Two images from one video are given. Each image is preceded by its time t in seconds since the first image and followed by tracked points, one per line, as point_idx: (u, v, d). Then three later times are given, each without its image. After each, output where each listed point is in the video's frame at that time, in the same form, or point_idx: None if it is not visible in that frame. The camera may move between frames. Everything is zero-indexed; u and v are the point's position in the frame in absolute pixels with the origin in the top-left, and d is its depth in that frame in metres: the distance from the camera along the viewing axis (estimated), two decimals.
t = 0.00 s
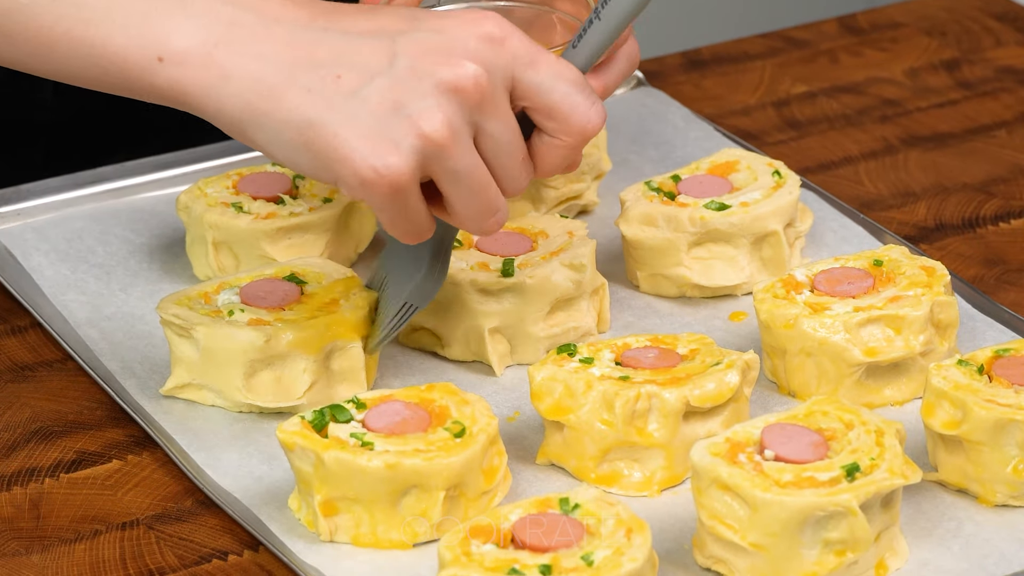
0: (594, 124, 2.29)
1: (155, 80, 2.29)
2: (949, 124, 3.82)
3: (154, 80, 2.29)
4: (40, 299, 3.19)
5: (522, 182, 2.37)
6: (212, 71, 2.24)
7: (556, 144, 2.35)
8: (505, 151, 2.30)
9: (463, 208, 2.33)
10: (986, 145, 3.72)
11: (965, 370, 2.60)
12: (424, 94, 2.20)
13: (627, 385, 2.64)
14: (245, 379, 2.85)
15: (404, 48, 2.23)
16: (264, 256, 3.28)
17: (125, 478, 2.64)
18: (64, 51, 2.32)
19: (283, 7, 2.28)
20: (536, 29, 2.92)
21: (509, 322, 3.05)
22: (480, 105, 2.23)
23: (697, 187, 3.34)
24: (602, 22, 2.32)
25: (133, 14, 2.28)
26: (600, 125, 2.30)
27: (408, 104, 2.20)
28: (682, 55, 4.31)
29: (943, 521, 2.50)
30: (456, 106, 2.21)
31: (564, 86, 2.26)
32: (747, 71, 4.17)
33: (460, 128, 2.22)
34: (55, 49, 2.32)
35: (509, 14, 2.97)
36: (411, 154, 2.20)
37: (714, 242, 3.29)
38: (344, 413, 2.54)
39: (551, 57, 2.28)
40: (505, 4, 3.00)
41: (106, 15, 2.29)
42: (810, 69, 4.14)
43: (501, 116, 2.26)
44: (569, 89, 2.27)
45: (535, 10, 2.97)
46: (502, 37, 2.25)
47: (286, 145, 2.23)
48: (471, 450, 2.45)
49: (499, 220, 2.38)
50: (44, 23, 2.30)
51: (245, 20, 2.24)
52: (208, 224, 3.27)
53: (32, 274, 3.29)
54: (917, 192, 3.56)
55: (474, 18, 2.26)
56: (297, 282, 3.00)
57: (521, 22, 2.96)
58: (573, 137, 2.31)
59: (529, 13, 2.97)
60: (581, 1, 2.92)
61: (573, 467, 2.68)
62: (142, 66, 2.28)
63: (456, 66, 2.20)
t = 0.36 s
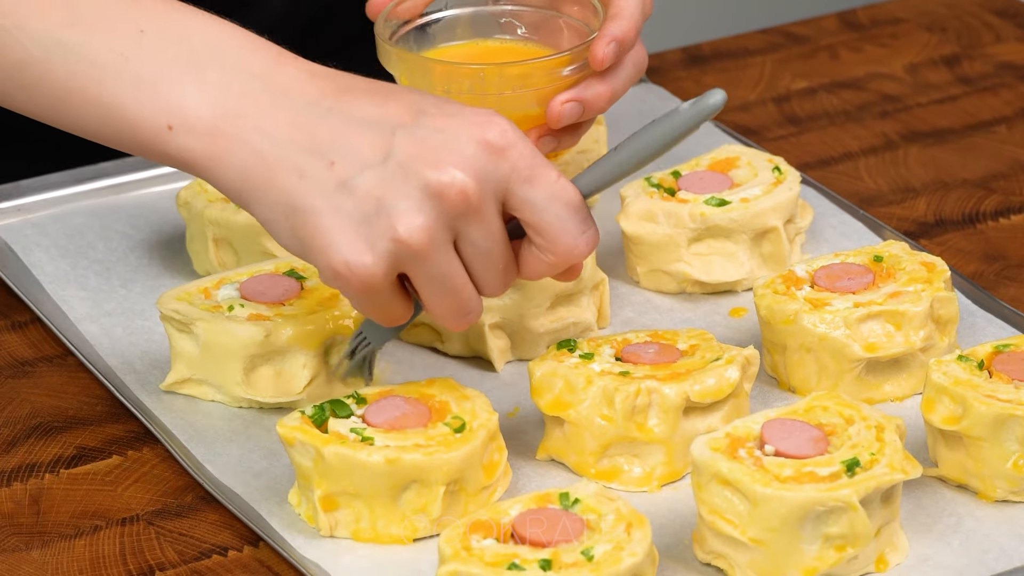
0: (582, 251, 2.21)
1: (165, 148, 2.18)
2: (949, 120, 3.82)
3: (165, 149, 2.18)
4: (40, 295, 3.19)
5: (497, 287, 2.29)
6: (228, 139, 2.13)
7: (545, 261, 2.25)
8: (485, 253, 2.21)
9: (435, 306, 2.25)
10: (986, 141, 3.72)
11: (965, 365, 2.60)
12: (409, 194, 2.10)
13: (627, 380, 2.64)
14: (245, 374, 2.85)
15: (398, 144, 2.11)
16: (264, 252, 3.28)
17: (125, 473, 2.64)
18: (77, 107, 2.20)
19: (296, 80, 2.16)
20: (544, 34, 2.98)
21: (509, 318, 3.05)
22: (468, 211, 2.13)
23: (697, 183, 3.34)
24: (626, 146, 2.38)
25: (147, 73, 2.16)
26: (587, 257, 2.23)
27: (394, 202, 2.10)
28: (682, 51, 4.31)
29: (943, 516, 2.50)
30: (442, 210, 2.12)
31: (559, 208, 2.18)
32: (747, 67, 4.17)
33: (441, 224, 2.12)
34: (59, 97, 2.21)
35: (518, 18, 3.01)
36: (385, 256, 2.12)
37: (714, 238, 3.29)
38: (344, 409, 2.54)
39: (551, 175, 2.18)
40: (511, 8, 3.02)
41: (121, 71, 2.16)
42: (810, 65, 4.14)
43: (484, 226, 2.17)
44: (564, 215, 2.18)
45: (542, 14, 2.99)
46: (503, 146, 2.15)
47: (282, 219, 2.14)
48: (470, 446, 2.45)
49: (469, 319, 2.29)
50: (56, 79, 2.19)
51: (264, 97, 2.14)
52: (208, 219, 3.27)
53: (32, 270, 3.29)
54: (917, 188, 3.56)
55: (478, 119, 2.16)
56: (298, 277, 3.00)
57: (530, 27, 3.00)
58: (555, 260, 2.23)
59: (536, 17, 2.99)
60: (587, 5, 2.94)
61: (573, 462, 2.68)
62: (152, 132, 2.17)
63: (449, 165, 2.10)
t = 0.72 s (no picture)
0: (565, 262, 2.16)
1: (155, 138, 2.09)
2: (949, 115, 3.82)
3: (154, 139, 2.09)
4: (40, 291, 3.18)
5: (481, 292, 2.22)
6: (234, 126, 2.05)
7: (530, 268, 2.20)
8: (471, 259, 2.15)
9: (412, 306, 2.18)
10: (986, 136, 3.72)
11: (965, 361, 2.60)
12: (397, 189, 2.04)
13: (627, 376, 2.64)
14: (245, 370, 2.85)
15: (389, 139, 2.05)
16: (264, 247, 3.27)
17: (125, 469, 2.63)
18: (67, 100, 2.12)
19: (293, 73, 2.08)
20: (542, 36, 2.95)
21: (509, 312, 3.05)
22: (454, 212, 2.07)
23: (697, 178, 3.34)
24: (610, 161, 2.37)
25: (138, 63, 2.07)
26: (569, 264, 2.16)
27: (378, 196, 2.04)
28: (683, 46, 4.31)
29: (943, 511, 2.50)
30: (428, 208, 2.05)
31: (547, 216, 2.11)
32: (747, 62, 4.17)
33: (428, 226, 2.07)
34: (50, 92, 2.13)
35: (514, 20, 2.98)
36: (367, 249, 2.05)
37: (713, 233, 3.29)
38: (344, 404, 2.54)
39: (540, 180, 2.11)
40: (508, 9, 2.99)
41: (112, 62, 2.08)
42: (810, 61, 4.13)
43: (470, 228, 2.11)
44: (552, 223, 2.11)
45: (539, 15, 2.97)
46: (495, 147, 2.08)
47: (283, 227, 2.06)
48: (470, 441, 2.45)
49: (449, 322, 2.22)
50: (47, 69, 2.11)
51: (259, 87, 2.06)
52: (208, 215, 3.27)
53: (32, 265, 3.29)
54: (917, 183, 3.56)
55: (470, 116, 2.10)
56: (297, 272, 3.00)
57: (525, 29, 2.97)
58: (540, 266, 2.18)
59: (533, 19, 2.97)
60: (582, 7, 2.93)
61: (572, 457, 2.68)
62: (143, 121, 2.08)
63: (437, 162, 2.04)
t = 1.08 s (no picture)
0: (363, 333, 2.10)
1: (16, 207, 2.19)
2: (949, 111, 3.82)
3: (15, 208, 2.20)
4: (41, 286, 3.18)
5: (295, 360, 2.23)
6: (97, 193, 2.08)
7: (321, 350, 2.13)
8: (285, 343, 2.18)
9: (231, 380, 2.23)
10: (986, 131, 3.72)
11: (965, 356, 2.60)
12: (155, 287, 2.02)
13: (627, 371, 2.64)
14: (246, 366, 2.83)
15: (162, 229, 2.00)
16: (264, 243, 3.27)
17: (125, 464, 2.63)
18: None
19: (127, 136, 2.09)
20: (533, 37, 2.96)
21: (509, 307, 3.05)
22: (222, 305, 2.03)
23: (697, 173, 3.33)
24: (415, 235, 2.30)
25: None
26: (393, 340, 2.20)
27: (143, 290, 2.04)
28: (683, 41, 4.30)
29: (943, 506, 2.50)
30: (188, 303, 2.02)
31: (312, 306, 2.02)
32: (747, 57, 4.16)
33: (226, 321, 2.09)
34: None
35: (505, 20, 2.99)
36: (164, 329, 2.05)
37: (713, 229, 3.28)
38: (344, 399, 2.53)
39: (306, 270, 2.01)
40: (499, 9, 3.00)
41: None
42: (810, 56, 4.13)
43: (247, 313, 2.08)
44: (315, 312, 2.03)
45: (532, 16, 2.98)
46: (255, 240, 1.98)
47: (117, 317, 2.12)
48: (471, 436, 2.45)
49: (269, 388, 2.27)
50: None
51: (88, 156, 2.09)
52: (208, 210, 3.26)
53: (33, 261, 3.28)
54: (917, 179, 3.55)
55: (241, 199, 2.00)
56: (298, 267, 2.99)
57: (516, 30, 2.98)
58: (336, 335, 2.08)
59: (525, 19, 2.98)
60: (572, 8, 2.91)
61: (573, 452, 2.68)
62: None
63: (194, 257, 1.98)
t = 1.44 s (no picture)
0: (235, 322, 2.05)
1: None
2: (949, 106, 3.82)
3: None
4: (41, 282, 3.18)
5: (186, 357, 2.26)
6: None
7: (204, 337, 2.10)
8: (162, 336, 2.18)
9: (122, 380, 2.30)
10: (986, 127, 3.72)
11: (965, 352, 2.60)
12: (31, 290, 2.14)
13: (627, 366, 2.63)
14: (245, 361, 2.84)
15: (34, 231, 2.10)
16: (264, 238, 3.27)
17: (125, 460, 2.63)
18: None
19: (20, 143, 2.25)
20: (532, 41, 2.96)
21: (509, 303, 3.05)
22: (92, 300, 2.08)
23: (697, 169, 3.33)
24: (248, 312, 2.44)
25: None
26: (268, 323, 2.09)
27: (22, 296, 2.15)
28: (683, 37, 4.30)
29: (943, 502, 2.50)
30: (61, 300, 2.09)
31: (167, 293, 2.01)
32: (747, 53, 4.16)
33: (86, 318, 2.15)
34: None
35: (502, 23, 2.98)
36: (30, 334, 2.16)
37: (713, 224, 3.28)
38: (344, 395, 2.53)
39: (159, 257, 2.00)
40: (496, 13, 2.99)
41: None
42: (810, 52, 4.13)
43: (120, 308, 2.11)
44: (169, 296, 2.01)
45: (530, 19, 2.97)
46: (109, 234, 2.00)
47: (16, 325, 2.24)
48: (470, 432, 2.45)
49: (160, 387, 2.30)
50: None
51: None
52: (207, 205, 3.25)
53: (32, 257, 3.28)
54: (917, 174, 3.55)
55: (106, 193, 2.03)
56: (297, 263, 2.99)
57: (513, 33, 2.98)
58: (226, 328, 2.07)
59: (523, 23, 2.97)
60: (572, 10, 2.91)
61: (573, 448, 2.68)
62: None
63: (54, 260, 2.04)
